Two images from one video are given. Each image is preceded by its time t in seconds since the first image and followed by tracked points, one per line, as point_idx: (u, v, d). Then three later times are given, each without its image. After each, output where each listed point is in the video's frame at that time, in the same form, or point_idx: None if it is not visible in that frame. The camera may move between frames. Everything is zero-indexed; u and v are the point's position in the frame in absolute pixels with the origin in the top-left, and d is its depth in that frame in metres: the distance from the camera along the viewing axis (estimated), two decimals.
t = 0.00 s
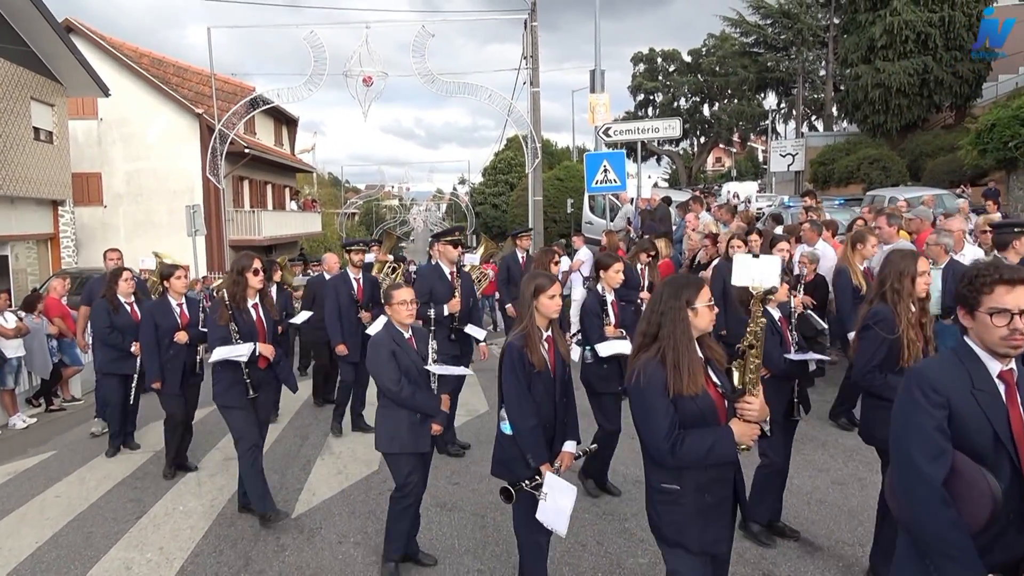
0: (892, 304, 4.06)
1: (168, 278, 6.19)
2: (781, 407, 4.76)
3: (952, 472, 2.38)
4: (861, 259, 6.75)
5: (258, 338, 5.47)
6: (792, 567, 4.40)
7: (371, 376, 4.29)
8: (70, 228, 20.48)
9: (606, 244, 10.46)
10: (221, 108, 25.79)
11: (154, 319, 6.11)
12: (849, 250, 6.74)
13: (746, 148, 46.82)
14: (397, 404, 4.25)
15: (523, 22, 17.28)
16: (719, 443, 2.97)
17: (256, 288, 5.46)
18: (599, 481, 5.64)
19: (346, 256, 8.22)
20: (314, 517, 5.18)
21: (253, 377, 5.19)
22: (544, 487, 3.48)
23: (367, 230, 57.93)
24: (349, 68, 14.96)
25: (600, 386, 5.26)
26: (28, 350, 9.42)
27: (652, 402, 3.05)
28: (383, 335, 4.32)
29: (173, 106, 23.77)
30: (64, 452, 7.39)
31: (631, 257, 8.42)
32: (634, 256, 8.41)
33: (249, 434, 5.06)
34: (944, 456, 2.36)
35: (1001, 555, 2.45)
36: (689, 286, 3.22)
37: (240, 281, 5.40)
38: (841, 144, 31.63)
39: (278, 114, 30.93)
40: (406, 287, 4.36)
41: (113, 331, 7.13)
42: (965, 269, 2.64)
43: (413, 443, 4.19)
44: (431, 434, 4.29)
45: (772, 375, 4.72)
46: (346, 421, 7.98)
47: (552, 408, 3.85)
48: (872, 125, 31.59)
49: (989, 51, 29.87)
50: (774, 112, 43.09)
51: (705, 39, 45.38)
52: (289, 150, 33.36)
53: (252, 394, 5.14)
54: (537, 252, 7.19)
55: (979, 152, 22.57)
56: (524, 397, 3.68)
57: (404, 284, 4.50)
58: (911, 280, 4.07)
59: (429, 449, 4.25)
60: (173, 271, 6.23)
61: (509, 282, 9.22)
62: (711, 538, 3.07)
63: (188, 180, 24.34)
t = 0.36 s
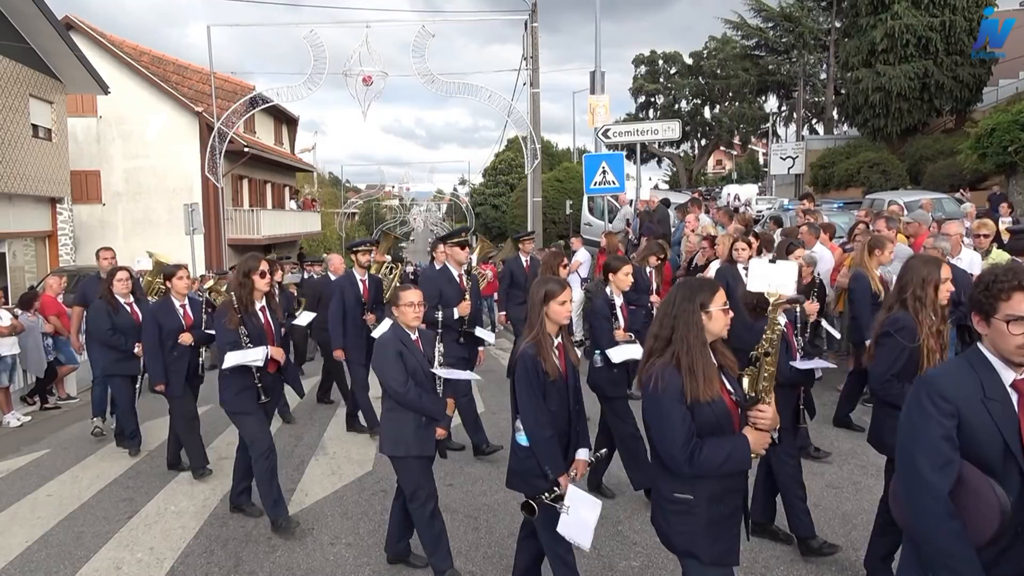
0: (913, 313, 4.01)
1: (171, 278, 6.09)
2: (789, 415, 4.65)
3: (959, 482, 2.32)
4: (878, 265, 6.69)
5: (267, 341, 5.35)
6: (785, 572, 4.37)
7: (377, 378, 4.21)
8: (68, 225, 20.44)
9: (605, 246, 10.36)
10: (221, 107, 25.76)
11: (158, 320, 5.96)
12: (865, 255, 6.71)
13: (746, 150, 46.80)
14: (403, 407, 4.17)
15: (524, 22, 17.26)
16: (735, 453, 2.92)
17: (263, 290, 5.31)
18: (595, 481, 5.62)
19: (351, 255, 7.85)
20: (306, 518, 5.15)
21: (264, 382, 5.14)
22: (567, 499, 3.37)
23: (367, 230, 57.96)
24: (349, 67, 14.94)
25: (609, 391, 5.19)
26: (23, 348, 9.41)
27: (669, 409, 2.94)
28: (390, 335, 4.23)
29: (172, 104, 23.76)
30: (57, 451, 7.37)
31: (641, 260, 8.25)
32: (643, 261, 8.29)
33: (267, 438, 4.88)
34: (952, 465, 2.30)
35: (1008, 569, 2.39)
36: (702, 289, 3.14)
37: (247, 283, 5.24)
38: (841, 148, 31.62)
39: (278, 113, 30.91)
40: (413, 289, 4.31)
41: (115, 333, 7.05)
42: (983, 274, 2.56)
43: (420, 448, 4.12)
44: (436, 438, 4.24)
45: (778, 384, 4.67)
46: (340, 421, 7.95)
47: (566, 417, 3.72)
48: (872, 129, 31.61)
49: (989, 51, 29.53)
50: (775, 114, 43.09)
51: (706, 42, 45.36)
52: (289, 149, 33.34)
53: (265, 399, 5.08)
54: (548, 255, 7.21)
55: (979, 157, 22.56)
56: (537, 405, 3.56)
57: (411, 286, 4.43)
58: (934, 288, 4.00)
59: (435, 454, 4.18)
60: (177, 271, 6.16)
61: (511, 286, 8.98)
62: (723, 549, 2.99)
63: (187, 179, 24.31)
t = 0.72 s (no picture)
0: (952, 320, 4.03)
1: (179, 274, 6.02)
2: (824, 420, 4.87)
3: (1002, 507, 2.27)
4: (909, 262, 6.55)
5: (280, 340, 5.24)
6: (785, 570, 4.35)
7: (401, 384, 4.15)
8: (69, 226, 20.45)
9: (607, 245, 10.39)
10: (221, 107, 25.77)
11: (169, 319, 5.91)
12: (895, 253, 6.53)
13: (748, 150, 46.80)
14: (428, 412, 4.12)
15: (525, 22, 17.25)
16: (786, 460, 2.79)
17: (275, 287, 5.22)
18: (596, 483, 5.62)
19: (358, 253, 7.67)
20: (307, 517, 5.14)
21: (276, 382, 4.97)
22: (591, 520, 3.29)
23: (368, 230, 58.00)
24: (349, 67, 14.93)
25: (637, 393, 5.23)
26: (24, 348, 9.45)
27: (714, 420, 2.81)
28: (412, 340, 4.19)
29: (173, 104, 23.77)
30: (58, 450, 7.37)
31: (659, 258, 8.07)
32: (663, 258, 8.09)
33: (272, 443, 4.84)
34: (990, 490, 2.25)
35: None
36: (728, 291, 3.03)
37: (258, 280, 5.16)
38: (842, 147, 31.60)
39: (280, 113, 30.93)
40: (432, 290, 4.25)
41: (119, 332, 6.89)
42: (981, 277, 2.55)
43: (445, 455, 4.06)
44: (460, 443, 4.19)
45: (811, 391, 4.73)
46: (340, 420, 7.94)
47: (593, 424, 3.55)
48: (874, 129, 31.61)
49: (989, 51, 29.44)
50: (776, 114, 43.08)
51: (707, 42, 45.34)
52: (290, 149, 33.35)
53: (276, 400, 4.93)
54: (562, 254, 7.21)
55: (980, 156, 22.55)
56: (559, 416, 3.41)
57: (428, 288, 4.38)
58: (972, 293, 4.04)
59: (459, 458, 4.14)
60: (184, 267, 6.10)
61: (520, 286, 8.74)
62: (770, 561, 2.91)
63: (188, 179, 24.31)
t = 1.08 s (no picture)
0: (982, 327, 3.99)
1: (193, 271, 6.09)
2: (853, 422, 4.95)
3: None
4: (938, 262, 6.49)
5: (295, 341, 5.10)
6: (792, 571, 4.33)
7: (425, 386, 4.15)
8: (75, 225, 20.50)
9: (612, 245, 10.41)
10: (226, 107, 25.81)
11: (182, 316, 5.98)
12: (925, 253, 6.47)
13: (752, 150, 46.74)
14: (452, 414, 4.12)
15: (529, 22, 17.25)
16: (826, 472, 2.70)
17: (290, 286, 5.14)
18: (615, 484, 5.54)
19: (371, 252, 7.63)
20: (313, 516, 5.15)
21: (291, 385, 4.86)
22: (595, 530, 3.27)
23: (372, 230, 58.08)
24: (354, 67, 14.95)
25: (661, 394, 5.16)
26: (29, 348, 9.46)
27: (751, 429, 2.71)
28: (437, 341, 4.19)
29: (178, 104, 23.81)
30: (64, 449, 7.38)
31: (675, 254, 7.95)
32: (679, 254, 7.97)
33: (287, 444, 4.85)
34: None
35: None
36: (764, 295, 2.93)
37: (272, 279, 5.10)
38: (846, 147, 31.54)
39: (284, 113, 30.98)
40: (459, 290, 4.26)
41: (127, 332, 6.88)
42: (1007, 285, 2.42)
43: (468, 458, 4.06)
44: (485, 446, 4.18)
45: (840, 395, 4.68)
46: (344, 420, 7.94)
47: (607, 428, 3.51)
48: (878, 128, 31.57)
49: (989, 51, 29.51)
50: (780, 113, 43.02)
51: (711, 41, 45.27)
52: (294, 149, 33.40)
53: (290, 403, 4.84)
54: (578, 254, 7.16)
55: (986, 156, 22.50)
56: (575, 424, 3.37)
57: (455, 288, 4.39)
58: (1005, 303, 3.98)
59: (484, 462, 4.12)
60: (196, 264, 6.16)
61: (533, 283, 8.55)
62: None
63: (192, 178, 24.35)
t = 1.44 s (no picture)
0: None
1: (211, 269, 5.99)
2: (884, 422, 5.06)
3: None
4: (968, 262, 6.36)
5: (315, 340, 5.04)
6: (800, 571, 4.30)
7: (442, 386, 4.12)
8: (81, 221, 20.54)
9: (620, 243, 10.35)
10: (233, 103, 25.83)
11: (198, 314, 5.93)
12: (953, 253, 6.34)
13: (758, 148, 46.61)
14: (469, 415, 4.07)
15: (535, 19, 17.21)
16: (848, 480, 2.62)
17: (311, 284, 5.04)
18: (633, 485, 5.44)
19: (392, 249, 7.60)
20: (319, 513, 5.13)
21: (310, 383, 4.83)
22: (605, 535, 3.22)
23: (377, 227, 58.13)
24: (360, 63, 14.92)
25: (676, 393, 5.13)
26: (36, 343, 9.58)
27: (771, 434, 2.63)
28: (454, 341, 4.16)
29: (183, 100, 23.82)
30: (70, 445, 7.39)
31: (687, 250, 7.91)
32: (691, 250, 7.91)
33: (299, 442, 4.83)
34: None
35: None
36: (793, 295, 2.80)
37: (294, 276, 5.00)
38: (853, 145, 31.42)
39: (289, 110, 31.00)
40: (479, 289, 4.21)
41: (144, 330, 6.80)
42: None
43: (484, 458, 4.01)
44: (503, 446, 4.07)
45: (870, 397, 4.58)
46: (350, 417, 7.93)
47: (625, 431, 3.45)
48: (885, 126, 31.41)
49: (988, 51, 29.26)
50: (786, 111, 42.88)
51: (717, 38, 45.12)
52: (300, 146, 33.42)
53: (308, 402, 4.82)
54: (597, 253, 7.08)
55: (994, 154, 22.36)
56: (590, 425, 3.33)
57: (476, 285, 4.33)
58: None
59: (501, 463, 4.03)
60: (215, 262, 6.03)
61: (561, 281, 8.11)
62: None
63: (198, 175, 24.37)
